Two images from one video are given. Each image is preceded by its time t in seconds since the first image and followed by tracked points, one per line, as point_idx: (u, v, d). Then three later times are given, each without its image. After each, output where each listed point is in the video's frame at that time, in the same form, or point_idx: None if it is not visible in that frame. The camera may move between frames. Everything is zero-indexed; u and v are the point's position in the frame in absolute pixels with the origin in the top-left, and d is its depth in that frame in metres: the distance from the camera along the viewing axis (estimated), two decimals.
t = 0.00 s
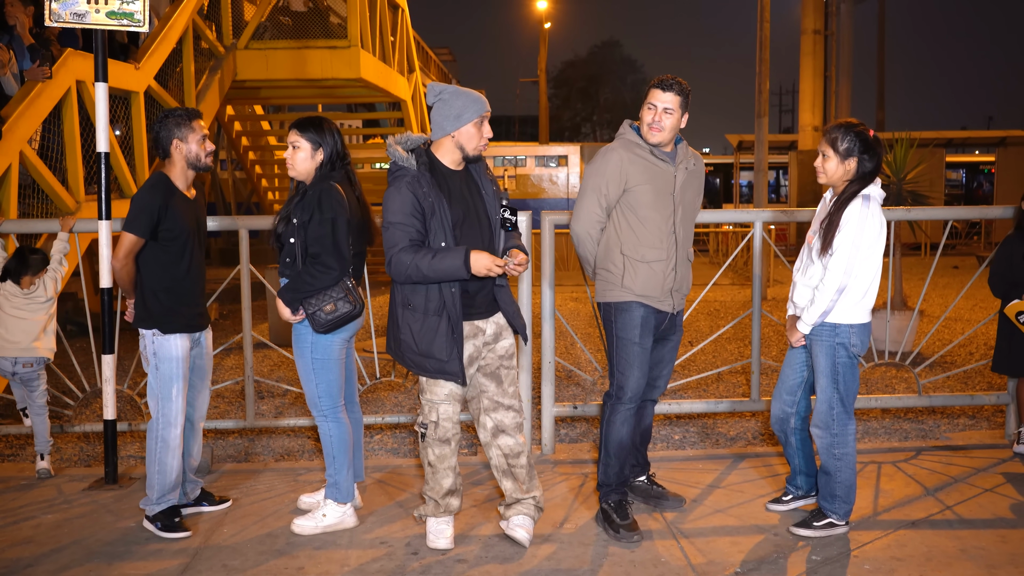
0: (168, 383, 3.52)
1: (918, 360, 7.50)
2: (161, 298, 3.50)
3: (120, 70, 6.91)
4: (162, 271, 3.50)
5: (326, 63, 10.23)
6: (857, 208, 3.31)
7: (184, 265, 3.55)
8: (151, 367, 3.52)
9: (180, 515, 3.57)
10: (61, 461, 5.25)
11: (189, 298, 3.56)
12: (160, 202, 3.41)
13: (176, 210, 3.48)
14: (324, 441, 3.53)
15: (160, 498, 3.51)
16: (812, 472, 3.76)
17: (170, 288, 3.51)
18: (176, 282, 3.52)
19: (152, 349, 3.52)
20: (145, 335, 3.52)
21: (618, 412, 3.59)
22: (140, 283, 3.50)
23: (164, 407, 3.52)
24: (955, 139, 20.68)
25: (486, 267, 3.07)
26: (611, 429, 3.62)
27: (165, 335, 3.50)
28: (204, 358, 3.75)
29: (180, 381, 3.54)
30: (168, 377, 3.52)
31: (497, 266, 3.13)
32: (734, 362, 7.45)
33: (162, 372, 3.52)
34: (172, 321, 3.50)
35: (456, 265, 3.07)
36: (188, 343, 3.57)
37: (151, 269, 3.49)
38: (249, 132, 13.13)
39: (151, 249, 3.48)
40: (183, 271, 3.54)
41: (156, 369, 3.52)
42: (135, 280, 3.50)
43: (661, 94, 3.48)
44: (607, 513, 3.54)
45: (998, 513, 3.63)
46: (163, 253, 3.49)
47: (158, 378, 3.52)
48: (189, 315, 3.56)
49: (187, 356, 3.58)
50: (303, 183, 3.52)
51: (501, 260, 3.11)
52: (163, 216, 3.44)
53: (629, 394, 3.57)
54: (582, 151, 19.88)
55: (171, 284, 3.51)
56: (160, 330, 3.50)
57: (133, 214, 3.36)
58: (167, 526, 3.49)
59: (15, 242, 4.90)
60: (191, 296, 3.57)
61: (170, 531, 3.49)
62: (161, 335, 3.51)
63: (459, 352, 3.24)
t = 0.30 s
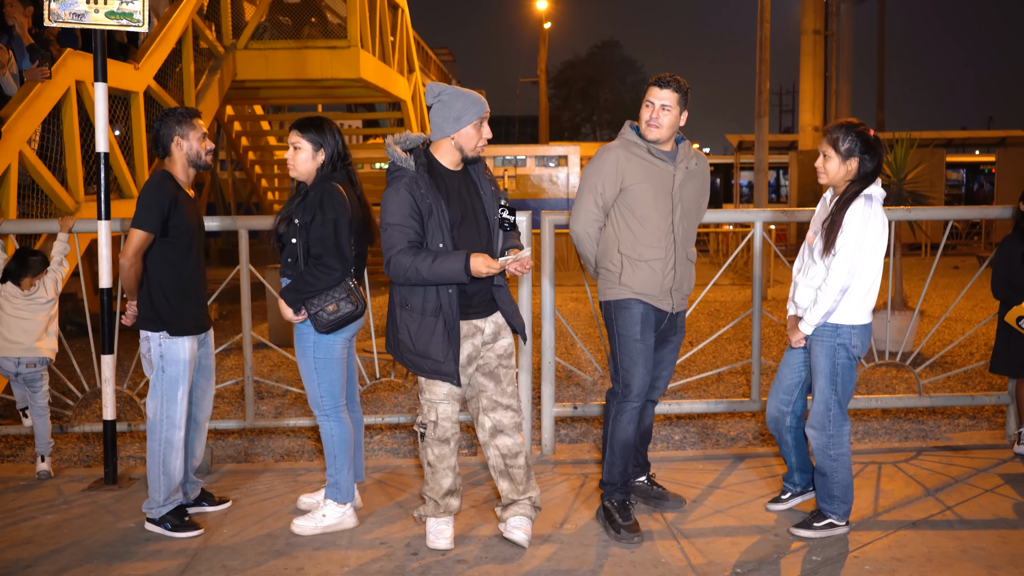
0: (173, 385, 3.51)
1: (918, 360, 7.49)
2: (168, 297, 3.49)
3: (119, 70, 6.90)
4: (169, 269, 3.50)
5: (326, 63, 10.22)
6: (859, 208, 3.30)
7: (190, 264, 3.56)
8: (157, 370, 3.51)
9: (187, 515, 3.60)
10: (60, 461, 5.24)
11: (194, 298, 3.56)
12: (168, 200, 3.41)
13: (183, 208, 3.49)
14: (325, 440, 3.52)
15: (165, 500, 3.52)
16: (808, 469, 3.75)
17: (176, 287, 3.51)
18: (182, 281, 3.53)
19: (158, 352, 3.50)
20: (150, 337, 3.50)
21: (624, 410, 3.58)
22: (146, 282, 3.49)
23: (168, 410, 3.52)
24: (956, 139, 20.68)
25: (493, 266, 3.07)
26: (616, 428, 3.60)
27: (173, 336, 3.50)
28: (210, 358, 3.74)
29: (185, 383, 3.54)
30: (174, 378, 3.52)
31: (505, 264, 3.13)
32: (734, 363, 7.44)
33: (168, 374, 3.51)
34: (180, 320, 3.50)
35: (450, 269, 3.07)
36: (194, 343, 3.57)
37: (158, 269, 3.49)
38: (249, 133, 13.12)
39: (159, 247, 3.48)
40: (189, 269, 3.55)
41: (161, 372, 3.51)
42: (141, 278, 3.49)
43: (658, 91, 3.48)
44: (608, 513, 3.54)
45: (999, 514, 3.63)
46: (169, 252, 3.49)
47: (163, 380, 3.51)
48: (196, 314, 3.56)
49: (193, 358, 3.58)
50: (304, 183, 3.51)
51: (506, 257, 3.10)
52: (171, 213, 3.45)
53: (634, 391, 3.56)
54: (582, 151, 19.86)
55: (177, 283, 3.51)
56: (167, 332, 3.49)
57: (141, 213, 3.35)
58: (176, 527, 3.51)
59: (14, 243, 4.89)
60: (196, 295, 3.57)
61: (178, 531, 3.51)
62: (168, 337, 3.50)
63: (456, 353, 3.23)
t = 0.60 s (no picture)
0: (176, 385, 3.52)
1: (918, 359, 7.49)
2: (171, 296, 3.49)
3: (119, 68, 6.90)
4: (172, 268, 3.51)
5: (325, 61, 10.21)
6: (859, 206, 3.30)
7: (193, 264, 3.57)
8: (159, 369, 3.50)
9: (187, 514, 3.59)
10: (59, 460, 5.24)
11: (195, 296, 3.57)
12: (173, 198, 3.41)
13: (185, 206, 3.49)
14: (328, 437, 3.53)
15: (165, 499, 3.52)
16: (800, 476, 3.73)
17: (180, 286, 3.52)
18: (184, 280, 3.53)
19: (161, 352, 3.50)
20: (151, 337, 3.50)
21: (620, 411, 3.58)
22: (149, 282, 3.48)
23: (170, 409, 3.52)
24: (955, 138, 20.67)
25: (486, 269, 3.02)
26: (614, 428, 3.61)
27: (176, 336, 3.50)
28: (206, 357, 3.76)
29: (188, 382, 3.55)
30: (177, 378, 3.52)
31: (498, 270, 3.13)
32: (734, 361, 7.44)
33: (171, 373, 3.51)
34: (183, 319, 3.50)
35: (450, 267, 3.06)
36: (195, 342, 3.58)
37: (161, 268, 3.48)
38: (248, 131, 13.12)
39: (163, 245, 3.48)
40: (191, 269, 3.56)
41: (163, 372, 3.51)
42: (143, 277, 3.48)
43: (648, 89, 3.50)
44: (607, 511, 3.53)
45: (998, 512, 3.63)
46: (172, 251, 3.49)
47: (165, 380, 3.51)
48: (198, 312, 3.57)
49: (194, 357, 3.58)
50: (307, 182, 3.50)
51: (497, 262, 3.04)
52: (175, 212, 3.45)
53: (631, 393, 3.56)
54: (582, 150, 19.84)
55: (180, 282, 3.52)
56: (171, 331, 3.49)
57: (145, 212, 3.34)
58: (176, 525, 3.51)
59: (12, 241, 4.86)
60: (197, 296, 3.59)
61: (178, 529, 3.50)
62: (171, 337, 3.51)
63: (453, 349, 3.24)
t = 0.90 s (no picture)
0: (175, 384, 3.52)
1: (918, 357, 7.50)
2: (170, 296, 3.49)
3: (118, 66, 6.89)
4: (172, 268, 3.51)
5: (325, 59, 10.19)
6: (858, 205, 3.29)
7: (191, 265, 3.58)
8: (158, 368, 3.50)
9: (186, 512, 3.59)
10: (58, 458, 5.24)
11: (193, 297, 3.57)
12: (175, 198, 3.41)
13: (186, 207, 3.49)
14: (335, 435, 3.53)
15: (163, 498, 3.51)
16: (799, 478, 3.69)
17: (180, 286, 3.52)
18: (184, 280, 3.54)
19: (160, 351, 3.49)
20: (151, 336, 3.49)
21: (617, 411, 3.59)
22: (148, 282, 3.48)
23: (169, 408, 3.51)
24: (955, 137, 20.66)
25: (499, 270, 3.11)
26: (611, 428, 3.62)
27: (175, 335, 3.50)
28: (207, 354, 3.75)
29: (187, 381, 3.55)
30: (176, 377, 3.52)
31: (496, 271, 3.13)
32: (733, 360, 7.44)
33: (170, 373, 3.51)
34: (181, 319, 3.50)
35: (453, 264, 3.10)
36: (194, 342, 3.58)
37: (160, 268, 3.48)
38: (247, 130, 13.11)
39: (164, 245, 3.48)
40: (190, 269, 3.57)
41: (162, 371, 3.51)
42: (143, 277, 3.48)
43: (649, 84, 3.49)
44: (607, 511, 3.52)
45: (998, 511, 3.63)
46: (172, 251, 3.49)
47: (164, 379, 3.51)
48: (196, 312, 3.58)
49: (193, 356, 3.59)
50: (309, 180, 3.49)
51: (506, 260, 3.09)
52: (177, 212, 3.45)
53: (629, 395, 3.57)
54: (581, 148, 19.82)
55: (180, 282, 3.52)
56: (170, 331, 3.49)
57: (147, 212, 3.33)
58: (174, 523, 3.51)
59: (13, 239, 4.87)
60: (195, 296, 3.59)
61: (177, 527, 3.51)
62: (170, 337, 3.50)
63: (447, 343, 3.24)
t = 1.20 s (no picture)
0: (185, 380, 3.52)
1: (917, 355, 7.50)
2: (175, 294, 3.48)
3: (117, 64, 6.89)
4: (177, 267, 3.50)
5: (324, 57, 10.17)
6: (858, 204, 3.29)
7: (194, 264, 3.58)
8: (167, 365, 3.50)
9: (186, 509, 3.59)
10: (57, 456, 5.24)
11: (196, 294, 3.57)
12: (181, 197, 3.41)
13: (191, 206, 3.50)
14: (336, 433, 3.52)
15: (166, 495, 3.51)
16: (800, 477, 3.69)
17: (185, 284, 3.51)
18: (189, 278, 3.54)
19: (168, 347, 3.49)
20: (160, 333, 3.48)
21: (616, 409, 3.58)
22: (154, 281, 3.47)
23: (177, 404, 3.51)
24: (954, 134, 20.64)
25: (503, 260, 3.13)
26: (610, 425, 3.61)
27: (183, 331, 3.50)
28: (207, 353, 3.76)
29: (196, 377, 3.55)
30: (185, 373, 3.52)
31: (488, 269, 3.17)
32: (733, 358, 7.44)
33: (179, 369, 3.51)
34: (188, 316, 3.50)
35: (442, 266, 3.11)
36: (199, 339, 3.58)
37: (166, 266, 3.48)
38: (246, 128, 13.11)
39: (169, 244, 3.48)
40: (193, 268, 3.57)
41: (171, 367, 3.50)
42: (149, 276, 3.47)
43: (649, 83, 3.50)
44: (606, 509, 3.54)
45: (997, 509, 3.63)
46: (177, 248, 3.50)
47: (173, 375, 3.51)
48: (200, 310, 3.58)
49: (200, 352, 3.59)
50: (313, 178, 3.48)
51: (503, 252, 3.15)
52: (183, 211, 3.46)
53: (629, 393, 3.56)
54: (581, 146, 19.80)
55: (184, 280, 3.52)
56: (177, 327, 3.49)
57: (153, 210, 3.33)
58: (174, 521, 3.51)
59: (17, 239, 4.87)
60: (199, 294, 3.60)
61: (177, 525, 3.51)
62: (178, 333, 3.50)
63: (438, 345, 3.24)
